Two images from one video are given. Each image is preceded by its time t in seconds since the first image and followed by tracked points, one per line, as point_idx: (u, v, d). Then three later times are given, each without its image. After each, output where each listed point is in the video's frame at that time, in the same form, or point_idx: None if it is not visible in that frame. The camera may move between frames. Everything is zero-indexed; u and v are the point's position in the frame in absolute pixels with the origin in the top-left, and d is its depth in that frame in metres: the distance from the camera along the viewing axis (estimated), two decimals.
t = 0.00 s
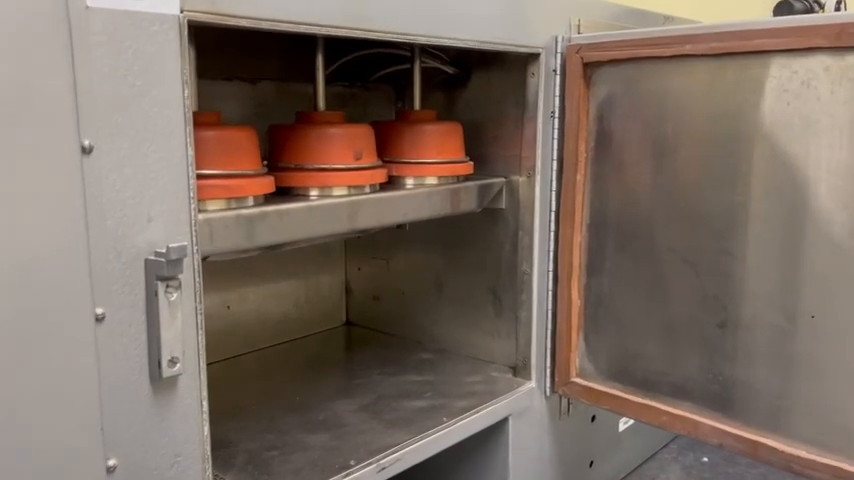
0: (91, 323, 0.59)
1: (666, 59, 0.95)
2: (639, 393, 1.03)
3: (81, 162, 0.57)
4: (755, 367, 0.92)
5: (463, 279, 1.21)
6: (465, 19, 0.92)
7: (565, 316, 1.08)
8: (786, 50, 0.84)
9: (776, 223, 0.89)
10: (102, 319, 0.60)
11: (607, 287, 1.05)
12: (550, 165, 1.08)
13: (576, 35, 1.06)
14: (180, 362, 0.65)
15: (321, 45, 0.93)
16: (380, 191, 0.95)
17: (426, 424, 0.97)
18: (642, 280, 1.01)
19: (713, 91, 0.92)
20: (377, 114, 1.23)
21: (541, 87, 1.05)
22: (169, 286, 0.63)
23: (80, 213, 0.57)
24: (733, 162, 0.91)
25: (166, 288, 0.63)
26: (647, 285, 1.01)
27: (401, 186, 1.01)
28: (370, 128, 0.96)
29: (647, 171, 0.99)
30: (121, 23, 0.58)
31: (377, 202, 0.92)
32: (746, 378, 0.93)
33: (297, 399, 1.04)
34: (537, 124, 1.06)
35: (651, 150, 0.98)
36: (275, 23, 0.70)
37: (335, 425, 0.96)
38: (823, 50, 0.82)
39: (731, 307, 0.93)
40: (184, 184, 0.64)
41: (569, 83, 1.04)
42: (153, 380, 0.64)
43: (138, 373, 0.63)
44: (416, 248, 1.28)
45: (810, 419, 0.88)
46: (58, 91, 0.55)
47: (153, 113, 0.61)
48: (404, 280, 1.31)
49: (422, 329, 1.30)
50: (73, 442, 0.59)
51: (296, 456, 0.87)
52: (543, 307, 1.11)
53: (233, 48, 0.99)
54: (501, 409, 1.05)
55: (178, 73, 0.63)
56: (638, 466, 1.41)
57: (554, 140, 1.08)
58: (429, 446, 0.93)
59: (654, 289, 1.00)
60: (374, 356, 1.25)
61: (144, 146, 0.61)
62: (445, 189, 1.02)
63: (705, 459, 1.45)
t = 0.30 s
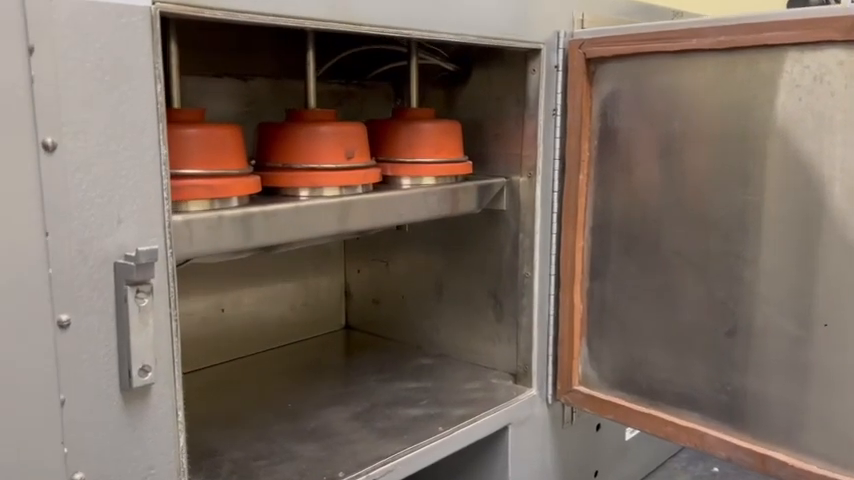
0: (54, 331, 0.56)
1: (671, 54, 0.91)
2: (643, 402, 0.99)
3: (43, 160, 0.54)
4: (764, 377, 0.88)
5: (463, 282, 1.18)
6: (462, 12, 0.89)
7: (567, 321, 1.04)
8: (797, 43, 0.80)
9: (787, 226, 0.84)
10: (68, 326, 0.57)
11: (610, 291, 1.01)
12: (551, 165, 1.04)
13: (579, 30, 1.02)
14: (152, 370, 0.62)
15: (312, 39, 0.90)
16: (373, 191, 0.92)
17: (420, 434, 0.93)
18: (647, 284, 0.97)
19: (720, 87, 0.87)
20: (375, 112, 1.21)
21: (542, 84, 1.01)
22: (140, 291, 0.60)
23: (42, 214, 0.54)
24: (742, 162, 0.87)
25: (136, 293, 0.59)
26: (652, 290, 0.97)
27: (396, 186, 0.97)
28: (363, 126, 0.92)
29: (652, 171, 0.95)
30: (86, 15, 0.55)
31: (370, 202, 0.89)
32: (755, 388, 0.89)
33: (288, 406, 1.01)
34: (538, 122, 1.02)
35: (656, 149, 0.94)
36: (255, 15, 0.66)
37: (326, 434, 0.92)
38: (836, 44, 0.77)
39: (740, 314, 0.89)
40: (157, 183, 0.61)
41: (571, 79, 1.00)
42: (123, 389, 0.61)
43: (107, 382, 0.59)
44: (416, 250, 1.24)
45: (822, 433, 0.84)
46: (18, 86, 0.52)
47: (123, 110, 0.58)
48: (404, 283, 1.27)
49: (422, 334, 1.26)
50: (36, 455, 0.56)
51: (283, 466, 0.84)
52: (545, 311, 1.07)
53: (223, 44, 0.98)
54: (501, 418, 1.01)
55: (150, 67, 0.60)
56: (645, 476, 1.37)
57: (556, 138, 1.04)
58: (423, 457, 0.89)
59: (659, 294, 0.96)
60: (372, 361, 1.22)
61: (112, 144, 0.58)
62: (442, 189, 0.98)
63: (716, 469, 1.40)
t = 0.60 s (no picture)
0: (24, 337, 0.54)
1: (677, 50, 0.88)
2: (649, 411, 0.96)
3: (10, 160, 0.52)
4: (774, 385, 0.85)
5: (465, 286, 1.15)
6: (459, 7, 0.86)
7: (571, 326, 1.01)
8: (808, 37, 0.76)
9: (799, 229, 0.81)
10: (39, 332, 0.55)
11: (615, 295, 0.98)
12: (555, 165, 1.01)
13: (582, 25, 0.99)
14: (129, 378, 0.59)
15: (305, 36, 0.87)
16: (369, 192, 0.89)
17: (416, 442, 0.90)
18: (653, 289, 0.94)
19: (728, 84, 0.84)
20: (375, 111, 1.18)
21: (545, 81, 0.98)
22: (115, 296, 0.57)
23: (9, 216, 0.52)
24: (751, 161, 0.84)
25: (111, 298, 0.57)
26: (657, 294, 0.94)
27: (394, 187, 0.95)
28: (358, 124, 0.90)
29: (658, 172, 0.92)
30: (56, 8, 0.53)
31: (365, 203, 0.86)
32: (765, 396, 0.85)
33: (283, 412, 0.99)
34: (540, 120, 0.99)
35: (663, 149, 0.91)
36: (237, 9, 0.64)
37: (320, 441, 0.90)
38: (849, 37, 0.74)
39: (749, 320, 0.86)
40: (134, 184, 0.59)
41: (574, 77, 0.97)
42: (99, 397, 0.58)
43: (81, 390, 0.57)
44: (418, 252, 1.21)
45: (836, 444, 0.80)
46: None
47: (98, 107, 0.56)
48: (405, 286, 1.25)
49: (424, 337, 1.24)
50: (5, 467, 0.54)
51: (274, 475, 0.82)
52: (547, 316, 1.04)
53: (216, 43, 0.97)
54: (501, 425, 0.98)
55: (126, 63, 0.57)
56: None
57: (559, 138, 1.01)
58: (419, 466, 0.87)
59: (665, 298, 0.93)
60: (372, 365, 1.20)
61: (86, 144, 0.56)
62: (441, 190, 0.95)
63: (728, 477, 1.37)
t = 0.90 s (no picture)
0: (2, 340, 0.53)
1: (684, 46, 0.85)
2: (656, 417, 0.93)
3: None
4: (786, 392, 0.82)
5: (469, 288, 1.13)
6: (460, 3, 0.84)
7: (576, 329, 0.99)
8: (819, 31, 0.74)
9: (811, 230, 0.78)
10: (19, 336, 0.53)
11: (621, 299, 0.95)
12: (560, 165, 0.99)
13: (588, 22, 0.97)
14: (112, 383, 0.58)
15: (302, 33, 0.86)
16: (368, 192, 0.87)
17: (416, 448, 0.88)
18: (660, 292, 0.91)
19: (738, 81, 0.81)
20: (378, 110, 1.17)
21: (549, 79, 0.96)
22: (98, 298, 0.56)
23: None
24: (761, 160, 0.81)
25: (94, 301, 0.56)
26: (665, 298, 0.91)
27: (395, 187, 0.93)
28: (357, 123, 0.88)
29: (664, 172, 0.89)
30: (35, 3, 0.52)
31: (365, 204, 0.84)
32: (777, 403, 0.83)
33: (282, 416, 0.97)
34: (544, 119, 0.97)
35: (670, 149, 0.88)
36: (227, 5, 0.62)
37: (318, 447, 0.88)
38: None
39: (759, 324, 0.83)
40: (119, 183, 0.58)
41: (579, 74, 0.95)
42: (82, 402, 0.57)
43: (64, 395, 0.56)
44: (421, 254, 1.20)
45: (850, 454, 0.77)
46: None
47: (80, 105, 0.55)
48: (409, 288, 1.23)
49: (428, 340, 1.22)
50: None
51: None
52: (552, 319, 1.02)
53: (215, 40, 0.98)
54: (504, 431, 0.96)
55: (109, 60, 0.56)
56: None
57: (564, 137, 0.99)
58: (418, 472, 0.85)
59: (672, 302, 0.90)
60: (375, 368, 1.18)
61: (67, 142, 0.54)
62: (443, 190, 0.93)
63: None
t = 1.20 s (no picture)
0: None
1: (692, 41, 0.83)
2: (664, 421, 0.91)
3: None
4: (796, 396, 0.79)
5: (474, 288, 1.11)
6: None
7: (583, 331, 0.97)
8: (832, 23, 0.71)
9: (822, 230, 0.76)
10: (4, 336, 0.53)
11: (628, 300, 0.93)
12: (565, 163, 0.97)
13: (594, 17, 0.94)
14: (100, 384, 0.57)
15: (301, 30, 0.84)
16: (368, 190, 0.86)
17: (417, 451, 0.87)
18: (667, 293, 0.89)
19: (747, 76, 0.79)
20: (382, 108, 1.15)
21: (554, 75, 0.94)
22: (85, 298, 0.55)
23: None
24: (771, 158, 0.78)
25: (81, 300, 0.55)
26: (672, 299, 0.89)
27: (397, 186, 0.91)
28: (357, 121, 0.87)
29: (672, 170, 0.87)
30: None
31: (365, 203, 0.83)
32: (787, 408, 0.80)
33: (283, 418, 0.96)
34: (549, 116, 0.95)
35: (678, 146, 0.86)
36: None
37: (318, 449, 0.87)
38: None
39: (769, 326, 0.81)
40: (107, 181, 0.57)
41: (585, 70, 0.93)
42: (69, 404, 0.56)
43: (50, 396, 0.55)
44: (427, 254, 1.18)
45: None
46: None
47: (66, 101, 0.54)
48: (415, 288, 1.21)
49: (434, 342, 1.20)
50: None
51: None
52: (557, 320, 1.00)
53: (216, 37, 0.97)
54: (508, 435, 0.94)
55: (96, 55, 0.55)
56: None
57: (570, 134, 0.97)
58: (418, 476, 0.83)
59: (680, 303, 0.88)
60: (379, 369, 1.16)
61: (53, 139, 0.53)
62: (446, 189, 0.92)
63: None
